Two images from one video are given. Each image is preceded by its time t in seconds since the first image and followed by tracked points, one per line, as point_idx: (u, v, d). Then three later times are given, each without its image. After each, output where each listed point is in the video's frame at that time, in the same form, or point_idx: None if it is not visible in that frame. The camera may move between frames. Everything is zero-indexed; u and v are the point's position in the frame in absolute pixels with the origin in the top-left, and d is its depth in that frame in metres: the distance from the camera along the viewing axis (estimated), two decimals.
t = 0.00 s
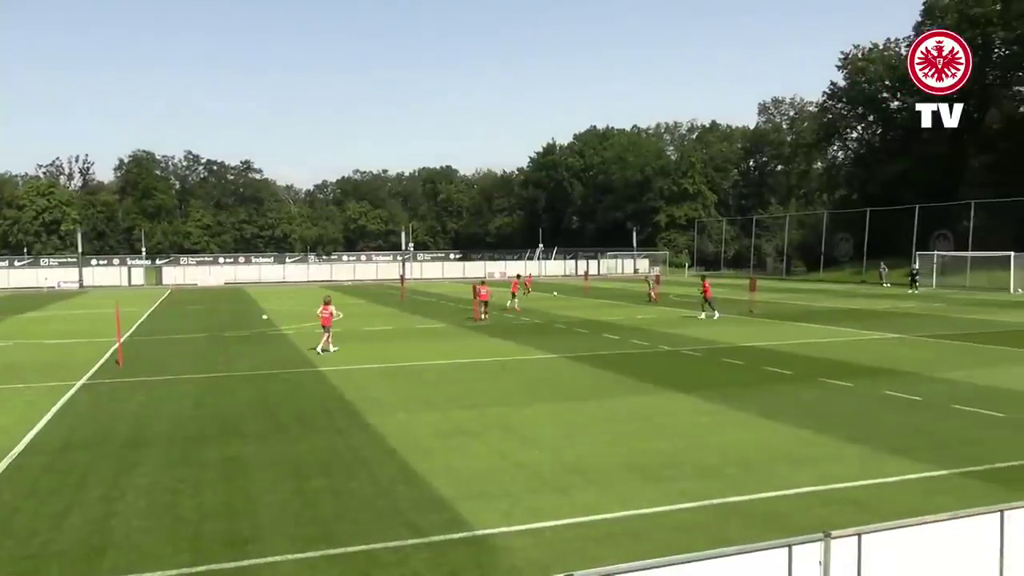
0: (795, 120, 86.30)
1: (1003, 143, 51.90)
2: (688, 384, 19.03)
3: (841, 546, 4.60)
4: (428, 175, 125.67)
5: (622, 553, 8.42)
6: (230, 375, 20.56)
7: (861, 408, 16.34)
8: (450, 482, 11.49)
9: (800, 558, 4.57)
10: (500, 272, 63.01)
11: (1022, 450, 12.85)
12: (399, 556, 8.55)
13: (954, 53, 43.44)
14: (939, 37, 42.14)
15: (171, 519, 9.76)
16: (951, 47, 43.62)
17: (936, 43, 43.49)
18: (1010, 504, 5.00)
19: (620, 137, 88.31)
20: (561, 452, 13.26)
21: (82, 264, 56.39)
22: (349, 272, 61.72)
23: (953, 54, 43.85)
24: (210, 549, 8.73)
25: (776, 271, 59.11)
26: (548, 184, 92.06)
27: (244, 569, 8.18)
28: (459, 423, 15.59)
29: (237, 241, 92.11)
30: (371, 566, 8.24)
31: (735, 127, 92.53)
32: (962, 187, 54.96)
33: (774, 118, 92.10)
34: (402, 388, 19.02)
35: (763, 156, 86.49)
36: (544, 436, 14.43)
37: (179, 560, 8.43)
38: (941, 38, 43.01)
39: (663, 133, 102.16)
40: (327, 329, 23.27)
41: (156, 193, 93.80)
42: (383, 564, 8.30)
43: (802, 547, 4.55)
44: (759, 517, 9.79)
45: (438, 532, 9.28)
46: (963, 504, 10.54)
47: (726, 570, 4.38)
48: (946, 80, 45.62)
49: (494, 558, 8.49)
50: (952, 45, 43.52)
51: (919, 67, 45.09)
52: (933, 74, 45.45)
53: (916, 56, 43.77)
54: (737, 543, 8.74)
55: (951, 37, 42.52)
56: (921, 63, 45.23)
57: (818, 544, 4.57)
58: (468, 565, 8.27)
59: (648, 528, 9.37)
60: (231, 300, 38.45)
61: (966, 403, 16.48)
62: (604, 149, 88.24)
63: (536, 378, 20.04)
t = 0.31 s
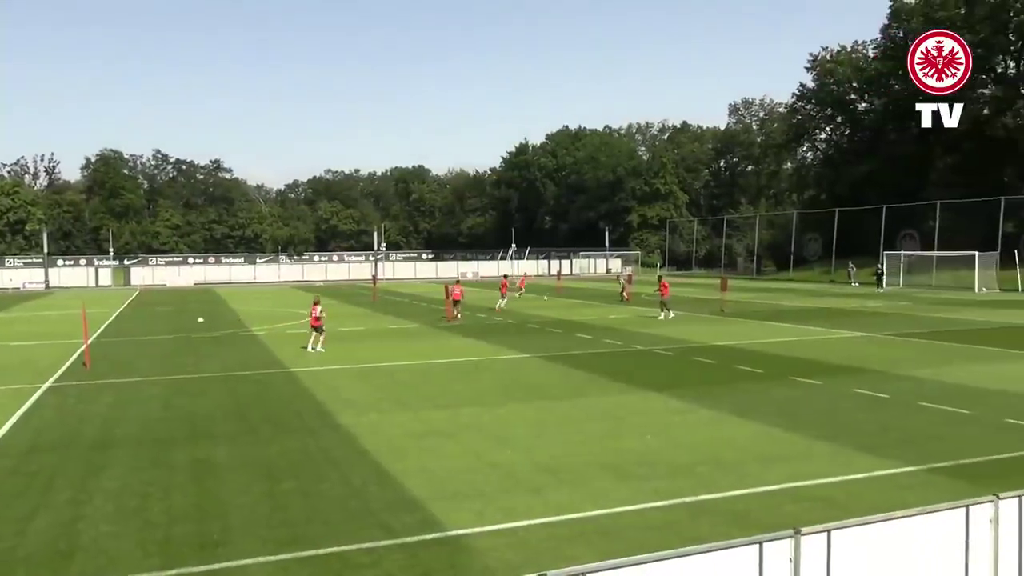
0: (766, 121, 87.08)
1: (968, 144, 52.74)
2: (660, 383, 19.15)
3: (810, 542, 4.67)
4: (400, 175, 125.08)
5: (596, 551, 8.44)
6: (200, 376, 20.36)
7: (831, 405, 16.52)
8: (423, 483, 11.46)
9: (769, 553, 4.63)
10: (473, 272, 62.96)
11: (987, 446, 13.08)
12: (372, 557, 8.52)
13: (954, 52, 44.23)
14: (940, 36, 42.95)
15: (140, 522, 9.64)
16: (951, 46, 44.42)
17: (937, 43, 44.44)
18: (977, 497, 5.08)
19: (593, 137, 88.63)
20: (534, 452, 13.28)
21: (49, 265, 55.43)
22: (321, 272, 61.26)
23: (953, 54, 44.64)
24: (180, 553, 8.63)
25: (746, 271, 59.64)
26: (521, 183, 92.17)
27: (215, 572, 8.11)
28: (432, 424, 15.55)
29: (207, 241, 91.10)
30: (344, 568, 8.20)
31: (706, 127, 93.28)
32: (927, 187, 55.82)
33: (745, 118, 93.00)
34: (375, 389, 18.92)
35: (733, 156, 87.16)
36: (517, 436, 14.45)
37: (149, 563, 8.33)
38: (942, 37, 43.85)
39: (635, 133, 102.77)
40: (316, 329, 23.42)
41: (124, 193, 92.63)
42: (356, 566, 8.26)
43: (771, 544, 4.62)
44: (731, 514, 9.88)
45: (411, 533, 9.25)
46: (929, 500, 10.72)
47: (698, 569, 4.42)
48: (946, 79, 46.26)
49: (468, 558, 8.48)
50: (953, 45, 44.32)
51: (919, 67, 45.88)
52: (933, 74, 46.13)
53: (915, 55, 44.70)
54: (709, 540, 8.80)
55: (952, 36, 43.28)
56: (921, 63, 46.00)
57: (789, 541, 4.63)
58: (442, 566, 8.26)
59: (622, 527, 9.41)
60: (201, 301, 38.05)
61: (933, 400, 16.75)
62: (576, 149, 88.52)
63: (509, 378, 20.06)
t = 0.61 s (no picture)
0: (741, 122, 87.71)
1: (939, 145, 53.33)
2: (637, 383, 19.20)
3: (786, 540, 4.71)
4: (377, 175, 124.51)
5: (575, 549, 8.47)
6: (174, 378, 20.16)
7: (805, 404, 16.67)
8: (400, 483, 11.42)
9: (746, 552, 4.67)
10: (450, 272, 62.78)
11: (957, 443, 13.26)
12: (349, 559, 8.48)
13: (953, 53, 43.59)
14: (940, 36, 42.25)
15: (112, 526, 9.53)
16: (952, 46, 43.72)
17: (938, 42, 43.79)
18: (948, 495, 5.15)
19: (570, 138, 88.84)
20: (512, 452, 13.27)
21: (19, 266, 54.62)
22: (298, 272, 60.85)
23: (953, 55, 43.99)
24: (154, 556, 8.54)
25: (722, 271, 60.01)
26: (498, 183, 92.19)
27: None
28: (409, 424, 15.50)
29: (181, 241, 90.26)
30: (321, 570, 8.15)
31: (682, 128, 93.80)
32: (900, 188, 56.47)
33: (721, 119, 93.64)
34: (351, 390, 18.83)
35: (709, 157, 87.62)
36: (495, 436, 14.44)
37: (123, 567, 8.25)
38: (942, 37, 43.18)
39: (612, 133, 103.19)
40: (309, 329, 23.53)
41: (97, 192, 91.69)
42: (333, 568, 8.22)
43: (748, 542, 4.65)
44: (707, 512, 9.94)
45: (389, 534, 9.22)
46: (902, 496, 10.84)
47: (673, 567, 4.45)
48: (946, 80, 45.77)
49: (445, 559, 8.47)
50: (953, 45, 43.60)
51: (919, 67, 45.28)
52: (932, 74, 45.65)
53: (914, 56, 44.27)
54: (685, 539, 8.86)
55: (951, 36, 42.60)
56: (921, 64, 45.37)
57: (764, 538, 4.67)
58: (419, 567, 8.25)
59: (599, 526, 9.43)
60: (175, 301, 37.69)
61: (906, 399, 16.94)
62: (553, 149, 88.68)
63: (487, 378, 20.04)
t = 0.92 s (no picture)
0: (715, 123, 88.33)
1: (910, 147, 53.96)
2: (613, 382, 19.30)
3: (760, 537, 4.77)
4: (353, 175, 124.10)
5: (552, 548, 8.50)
6: (148, 379, 19.97)
7: (780, 402, 16.83)
8: (377, 484, 11.40)
9: (721, 548, 4.71)
10: (426, 273, 62.62)
11: (928, 441, 13.45)
12: (325, 561, 8.44)
13: (953, 52, 43.25)
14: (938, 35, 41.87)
15: (84, 530, 9.41)
16: (951, 46, 43.35)
17: (937, 41, 43.41)
18: (918, 491, 5.24)
19: (546, 138, 89.03)
20: (488, 452, 13.29)
21: None
22: (272, 272, 60.47)
23: (954, 54, 43.62)
24: (127, 560, 8.47)
25: (698, 271, 60.43)
26: (474, 183, 92.23)
27: None
28: (387, 425, 15.47)
29: (154, 241, 89.37)
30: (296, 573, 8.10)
31: (658, 128, 94.34)
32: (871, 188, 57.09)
33: (696, 120, 94.39)
34: (328, 390, 18.76)
35: (684, 157, 88.13)
36: (471, 436, 14.44)
37: (94, 571, 8.17)
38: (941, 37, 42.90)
39: (588, 134, 103.62)
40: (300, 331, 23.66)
41: (68, 192, 90.50)
42: (309, 570, 8.17)
43: (722, 540, 4.71)
44: (683, 510, 10.01)
45: (365, 536, 9.19)
46: (874, 493, 10.97)
47: (648, 565, 4.49)
48: (945, 80, 45.31)
49: (421, 560, 8.44)
50: (952, 44, 43.26)
51: (918, 68, 44.81)
52: (932, 74, 45.20)
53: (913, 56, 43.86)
54: (661, 537, 8.89)
55: (949, 36, 42.38)
56: (920, 63, 44.86)
57: (739, 536, 4.72)
58: (394, 568, 8.22)
59: (574, 525, 9.45)
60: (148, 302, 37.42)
61: (879, 397, 17.15)
62: (529, 149, 88.83)
63: (464, 378, 20.06)
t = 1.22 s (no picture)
0: (695, 124, 88.73)
1: (887, 147, 54.47)
2: (594, 382, 19.34)
3: (739, 535, 5.04)
4: (333, 175, 123.47)
5: (532, 547, 8.52)
6: (125, 381, 19.78)
7: (759, 402, 16.95)
8: (357, 485, 11.37)
9: (701, 546, 4.97)
10: (406, 273, 62.42)
11: (904, 438, 13.59)
12: (306, 563, 8.41)
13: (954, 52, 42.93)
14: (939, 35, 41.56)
15: (61, 534, 9.32)
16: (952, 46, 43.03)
17: (938, 40, 43.10)
18: (894, 488, 5.65)
19: (526, 138, 89.09)
20: (469, 452, 13.28)
21: None
22: (251, 273, 60.04)
23: (955, 55, 43.27)
24: (105, 563, 8.40)
25: (677, 270, 60.70)
26: (455, 183, 92.12)
27: None
28: (368, 426, 15.42)
29: (131, 241, 88.49)
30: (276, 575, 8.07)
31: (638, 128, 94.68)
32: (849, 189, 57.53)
33: (676, 120, 94.86)
34: (309, 391, 18.67)
35: (664, 158, 88.45)
36: (452, 436, 14.43)
37: None
38: (942, 36, 42.59)
39: (568, 134, 103.80)
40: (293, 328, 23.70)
41: (43, 192, 89.35)
42: (289, 572, 8.14)
43: (701, 538, 4.97)
44: (663, 509, 10.06)
45: (346, 537, 9.17)
46: (852, 491, 11.07)
47: (631, 563, 4.72)
48: (945, 80, 44.62)
49: (402, 561, 8.44)
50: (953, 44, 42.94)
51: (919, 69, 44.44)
52: (932, 74, 44.37)
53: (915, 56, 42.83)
54: (641, 537, 8.93)
55: (950, 35, 42.11)
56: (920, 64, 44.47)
57: (718, 535, 5.00)
58: (375, 569, 8.21)
59: (555, 525, 9.48)
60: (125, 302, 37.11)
61: (856, 395, 17.31)
62: (510, 149, 88.82)
63: (445, 378, 20.03)
